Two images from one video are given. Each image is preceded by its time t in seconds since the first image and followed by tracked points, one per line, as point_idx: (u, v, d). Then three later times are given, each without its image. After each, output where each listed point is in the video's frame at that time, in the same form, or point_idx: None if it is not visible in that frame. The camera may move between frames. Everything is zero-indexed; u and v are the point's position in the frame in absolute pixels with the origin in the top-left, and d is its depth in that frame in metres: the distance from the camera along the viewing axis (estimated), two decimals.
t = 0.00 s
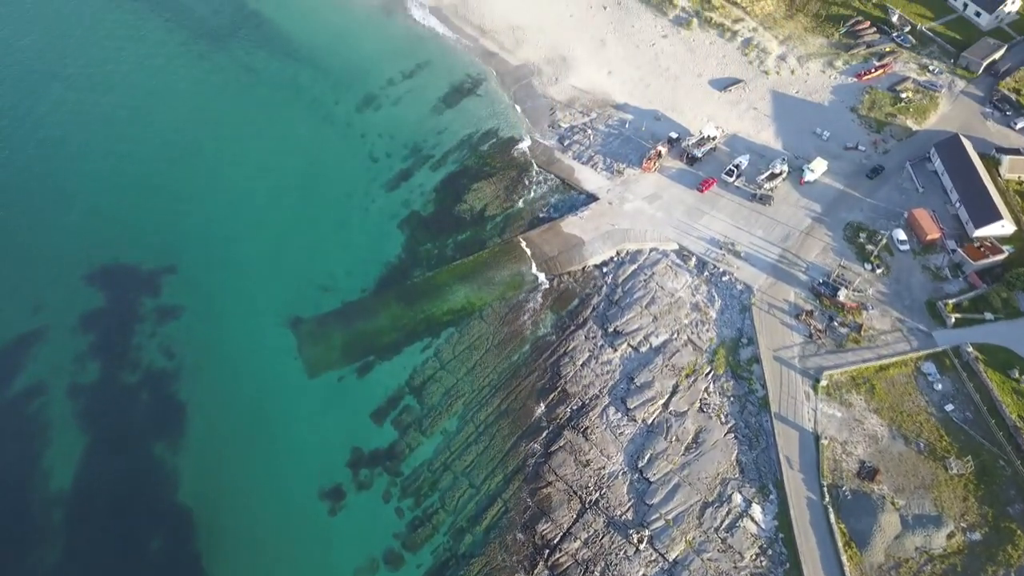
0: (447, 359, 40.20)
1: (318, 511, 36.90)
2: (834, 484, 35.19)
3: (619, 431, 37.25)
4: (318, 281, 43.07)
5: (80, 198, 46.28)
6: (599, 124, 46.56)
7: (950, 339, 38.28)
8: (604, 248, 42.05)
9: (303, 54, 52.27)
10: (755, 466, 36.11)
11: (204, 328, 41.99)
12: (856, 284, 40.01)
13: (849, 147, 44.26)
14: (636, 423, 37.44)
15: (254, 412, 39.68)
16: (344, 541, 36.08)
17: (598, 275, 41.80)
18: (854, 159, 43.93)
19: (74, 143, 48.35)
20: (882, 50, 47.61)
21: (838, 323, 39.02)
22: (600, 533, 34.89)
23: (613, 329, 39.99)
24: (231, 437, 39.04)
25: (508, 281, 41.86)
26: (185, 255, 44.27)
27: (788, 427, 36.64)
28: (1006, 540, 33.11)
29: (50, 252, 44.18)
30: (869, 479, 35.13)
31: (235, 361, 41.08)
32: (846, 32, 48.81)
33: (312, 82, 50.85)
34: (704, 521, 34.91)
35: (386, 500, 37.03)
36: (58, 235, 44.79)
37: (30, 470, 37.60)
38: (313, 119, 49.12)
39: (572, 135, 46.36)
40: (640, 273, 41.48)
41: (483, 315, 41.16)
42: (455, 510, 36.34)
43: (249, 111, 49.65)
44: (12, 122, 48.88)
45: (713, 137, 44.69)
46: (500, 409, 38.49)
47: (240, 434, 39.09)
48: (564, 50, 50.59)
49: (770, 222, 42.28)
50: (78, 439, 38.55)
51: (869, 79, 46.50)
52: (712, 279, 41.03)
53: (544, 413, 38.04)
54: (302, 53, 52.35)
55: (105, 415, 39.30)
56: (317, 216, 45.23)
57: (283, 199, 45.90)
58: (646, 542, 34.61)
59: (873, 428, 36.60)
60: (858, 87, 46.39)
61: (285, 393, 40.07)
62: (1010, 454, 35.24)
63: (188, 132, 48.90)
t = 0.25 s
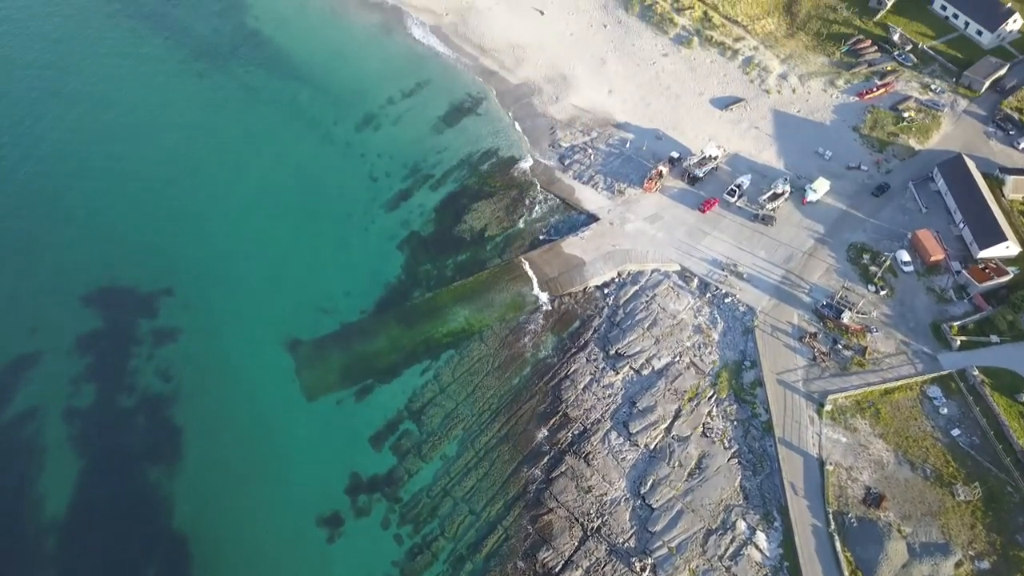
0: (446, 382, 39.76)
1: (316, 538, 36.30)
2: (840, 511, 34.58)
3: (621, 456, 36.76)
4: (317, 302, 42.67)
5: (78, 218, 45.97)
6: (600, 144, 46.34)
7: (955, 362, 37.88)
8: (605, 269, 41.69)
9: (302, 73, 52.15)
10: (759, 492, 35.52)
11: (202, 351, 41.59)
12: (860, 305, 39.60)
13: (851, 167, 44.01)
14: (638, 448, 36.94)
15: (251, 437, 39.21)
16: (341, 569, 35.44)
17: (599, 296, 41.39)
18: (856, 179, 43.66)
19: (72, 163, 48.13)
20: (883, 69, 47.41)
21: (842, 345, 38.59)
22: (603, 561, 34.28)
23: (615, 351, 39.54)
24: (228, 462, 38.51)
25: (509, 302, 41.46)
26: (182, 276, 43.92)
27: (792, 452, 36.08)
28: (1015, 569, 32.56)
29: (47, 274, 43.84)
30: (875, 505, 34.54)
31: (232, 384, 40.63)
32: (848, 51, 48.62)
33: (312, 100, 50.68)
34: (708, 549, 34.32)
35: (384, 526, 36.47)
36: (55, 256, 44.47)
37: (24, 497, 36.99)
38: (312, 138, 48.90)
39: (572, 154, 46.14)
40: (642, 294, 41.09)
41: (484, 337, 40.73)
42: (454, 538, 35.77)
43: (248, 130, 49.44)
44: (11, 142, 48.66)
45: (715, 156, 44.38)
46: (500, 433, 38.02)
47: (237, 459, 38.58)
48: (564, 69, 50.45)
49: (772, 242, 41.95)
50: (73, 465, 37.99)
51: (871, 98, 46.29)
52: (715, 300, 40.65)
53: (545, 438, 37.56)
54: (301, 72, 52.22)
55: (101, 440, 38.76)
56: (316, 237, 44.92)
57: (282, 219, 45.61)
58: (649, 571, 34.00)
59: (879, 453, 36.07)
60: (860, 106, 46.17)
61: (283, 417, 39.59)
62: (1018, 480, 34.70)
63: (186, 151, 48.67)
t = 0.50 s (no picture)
0: (446, 406, 39.28)
1: (312, 566, 35.62)
2: (846, 538, 33.87)
3: (623, 482, 36.20)
4: (316, 324, 42.24)
5: (75, 238, 45.61)
6: (600, 163, 46.10)
7: (961, 386, 37.41)
8: (606, 290, 41.29)
9: (302, 92, 51.97)
10: (764, 519, 34.89)
11: (199, 374, 41.11)
12: (864, 327, 39.16)
13: (853, 186, 43.73)
14: (640, 474, 36.38)
15: (248, 461, 38.64)
16: None
17: (600, 317, 40.95)
18: (859, 199, 43.36)
19: (70, 182, 47.83)
20: (885, 88, 47.22)
21: (846, 368, 38.11)
22: None
23: (616, 374, 39.04)
24: (224, 487, 37.88)
25: (509, 324, 41.00)
26: (179, 297, 43.49)
27: (797, 477, 35.49)
28: None
29: (44, 295, 43.43)
30: (881, 533, 33.82)
31: (229, 407, 40.13)
32: (849, 69, 48.45)
33: (311, 119, 50.48)
34: None
35: (383, 554, 35.83)
36: (51, 278, 44.04)
37: (16, 523, 36.33)
38: (311, 157, 48.63)
39: (573, 174, 45.90)
40: (644, 316, 40.65)
41: (484, 360, 40.27)
42: (454, 566, 35.14)
43: (246, 149, 49.19)
44: (8, 161, 48.42)
45: (717, 176, 44.08)
46: (500, 459, 37.51)
47: (233, 485, 37.96)
48: (564, 87, 50.29)
49: (774, 263, 41.57)
50: (66, 490, 37.36)
51: (873, 117, 46.07)
52: (717, 322, 40.24)
53: (546, 464, 37.03)
54: (300, 90, 52.04)
55: (95, 464, 38.14)
56: (315, 257, 44.56)
57: (281, 239, 45.26)
58: None
59: (884, 479, 35.42)
60: (863, 125, 45.95)
61: (280, 441, 39.08)
62: None
63: (185, 170, 48.40)
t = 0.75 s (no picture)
0: (446, 430, 38.81)
1: None
2: (852, 567, 33.22)
3: (626, 508, 35.62)
4: (315, 345, 41.85)
5: (73, 258, 45.29)
6: (601, 183, 45.84)
7: (967, 409, 36.92)
8: (607, 311, 40.86)
9: (301, 111, 51.81)
10: (769, 546, 34.29)
11: (197, 397, 40.67)
12: (869, 350, 38.73)
13: (856, 206, 43.42)
14: (643, 500, 35.81)
15: (245, 486, 38.08)
16: None
17: (602, 339, 40.57)
18: (862, 219, 43.04)
19: (69, 201, 47.57)
20: (887, 106, 46.99)
21: (851, 392, 37.63)
22: None
23: (618, 397, 38.58)
24: (221, 513, 37.29)
25: (509, 346, 40.61)
26: (177, 319, 43.10)
27: (802, 504, 34.90)
28: None
29: (41, 317, 43.06)
30: (888, 561, 33.20)
31: (227, 430, 39.67)
32: (851, 87, 48.26)
33: (310, 138, 50.28)
34: None
35: None
36: (49, 300, 43.67)
37: (10, 550, 35.68)
38: (311, 176, 48.39)
39: (573, 193, 45.65)
40: (646, 337, 40.27)
41: (484, 383, 39.84)
42: None
43: (246, 168, 48.96)
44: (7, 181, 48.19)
45: (718, 196, 43.66)
46: (501, 484, 37.00)
47: (230, 510, 37.38)
48: (564, 106, 50.09)
49: (777, 284, 41.18)
50: (61, 516, 36.76)
51: (875, 135, 45.83)
52: (720, 344, 39.82)
53: (548, 489, 36.49)
54: (300, 109, 51.89)
55: (90, 489, 37.53)
56: (314, 278, 44.23)
57: (279, 259, 44.95)
58: None
59: (891, 505, 34.84)
60: (865, 144, 45.71)
61: (278, 465, 38.57)
62: None
63: (184, 189, 48.18)
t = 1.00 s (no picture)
0: (446, 454, 38.29)
1: None
2: None
3: (629, 535, 34.93)
4: (313, 367, 41.40)
5: (71, 278, 44.92)
6: (602, 202, 45.53)
7: (974, 433, 36.39)
8: (609, 332, 40.45)
9: (301, 129, 51.58)
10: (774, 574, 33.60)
11: (194, 420, 40.14)
12: (873, 373, 38.26)
13: (859, 226, 43.10)
14: (646, 526, 35.15)
15: (241, 511, 37.39)
16: None
17: (604, 361, 40.15)
18: (865, 239, 42.70)
19: (68, 220, 47.24)
20: (889, 125, 46.75)
21: (856, 415, 37.12)
22: None
23: (621, 421, 38.09)
24: (216, 539, 36.53)
25: (510, 368, 40.17)
26: (175, 340, 42.66)
27: (807, 530, 34.21)
28: None
29: (37, 338, 42.62)
30: None
31: (224, 453, 39.12)
32: (853, 105, 48.04)
33: (310, 156, 50.02)
34: None
35: None
36: (46, 322, 43.22)
37: None
38: (310, 195, 48.10)
39: (574, 213, 45.33)
40: (648, 359, 39.83)
41: (484, 406, 39.38)
42: None
43: (245, 187, 48.69)
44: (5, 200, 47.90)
45: (720, 215, 43.28)
46: (501, 510, 36.38)
47: (225, 536, 36.64)
48: (565, 124, 49.88)
49: (780, 305, 40.78)
50: (54, 542, 36.00)
51: (878, 154, 45.57)
52: (723, 366, 39.38)
53: (548, 516, 35.79)
54: (300, 127, 51.67)
55: (85, 514, 36.78)
56: (313, 298, 43.84)
57: (278, 279, 44.60)
58: None
59: (898, 532, 34.13)
60: (867, 163, 45.43)
61: (275, 490, 37.96)
62: None
63: (183, 208, 47.88)
